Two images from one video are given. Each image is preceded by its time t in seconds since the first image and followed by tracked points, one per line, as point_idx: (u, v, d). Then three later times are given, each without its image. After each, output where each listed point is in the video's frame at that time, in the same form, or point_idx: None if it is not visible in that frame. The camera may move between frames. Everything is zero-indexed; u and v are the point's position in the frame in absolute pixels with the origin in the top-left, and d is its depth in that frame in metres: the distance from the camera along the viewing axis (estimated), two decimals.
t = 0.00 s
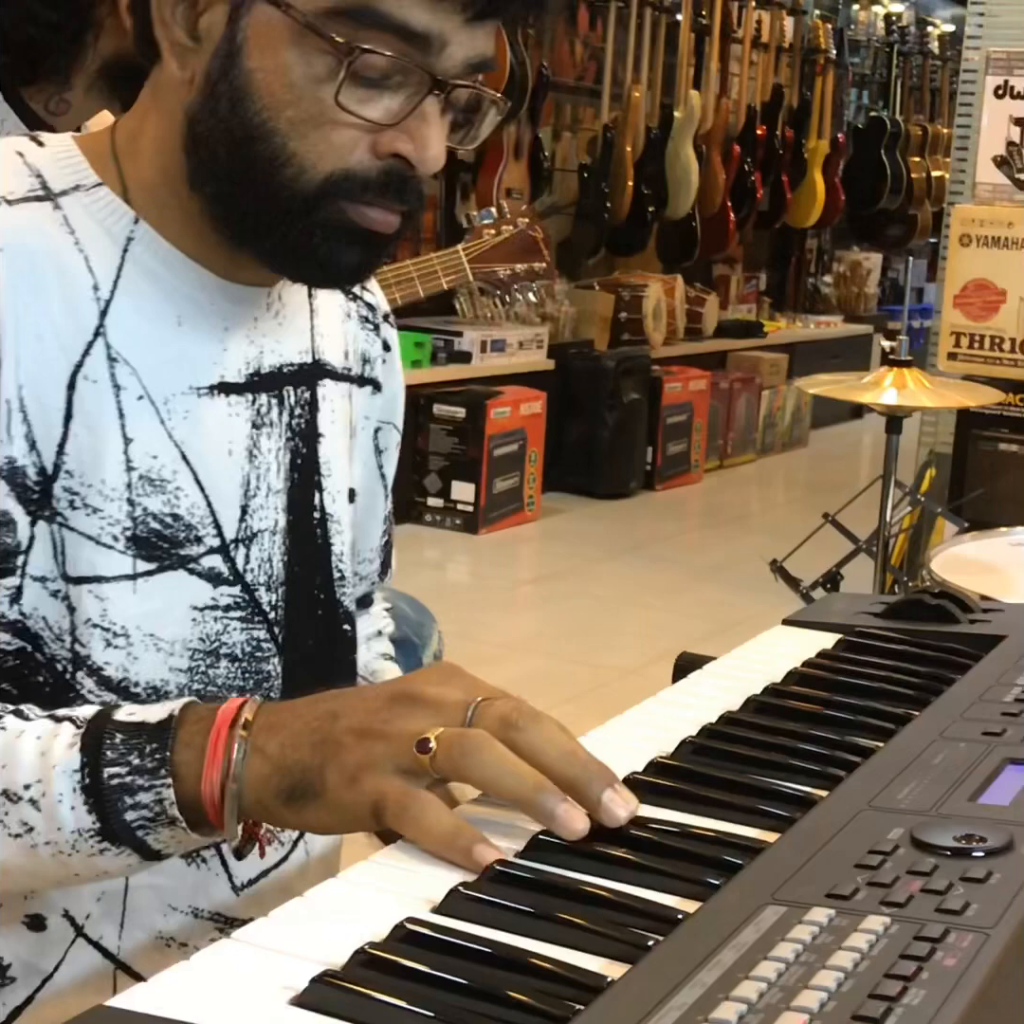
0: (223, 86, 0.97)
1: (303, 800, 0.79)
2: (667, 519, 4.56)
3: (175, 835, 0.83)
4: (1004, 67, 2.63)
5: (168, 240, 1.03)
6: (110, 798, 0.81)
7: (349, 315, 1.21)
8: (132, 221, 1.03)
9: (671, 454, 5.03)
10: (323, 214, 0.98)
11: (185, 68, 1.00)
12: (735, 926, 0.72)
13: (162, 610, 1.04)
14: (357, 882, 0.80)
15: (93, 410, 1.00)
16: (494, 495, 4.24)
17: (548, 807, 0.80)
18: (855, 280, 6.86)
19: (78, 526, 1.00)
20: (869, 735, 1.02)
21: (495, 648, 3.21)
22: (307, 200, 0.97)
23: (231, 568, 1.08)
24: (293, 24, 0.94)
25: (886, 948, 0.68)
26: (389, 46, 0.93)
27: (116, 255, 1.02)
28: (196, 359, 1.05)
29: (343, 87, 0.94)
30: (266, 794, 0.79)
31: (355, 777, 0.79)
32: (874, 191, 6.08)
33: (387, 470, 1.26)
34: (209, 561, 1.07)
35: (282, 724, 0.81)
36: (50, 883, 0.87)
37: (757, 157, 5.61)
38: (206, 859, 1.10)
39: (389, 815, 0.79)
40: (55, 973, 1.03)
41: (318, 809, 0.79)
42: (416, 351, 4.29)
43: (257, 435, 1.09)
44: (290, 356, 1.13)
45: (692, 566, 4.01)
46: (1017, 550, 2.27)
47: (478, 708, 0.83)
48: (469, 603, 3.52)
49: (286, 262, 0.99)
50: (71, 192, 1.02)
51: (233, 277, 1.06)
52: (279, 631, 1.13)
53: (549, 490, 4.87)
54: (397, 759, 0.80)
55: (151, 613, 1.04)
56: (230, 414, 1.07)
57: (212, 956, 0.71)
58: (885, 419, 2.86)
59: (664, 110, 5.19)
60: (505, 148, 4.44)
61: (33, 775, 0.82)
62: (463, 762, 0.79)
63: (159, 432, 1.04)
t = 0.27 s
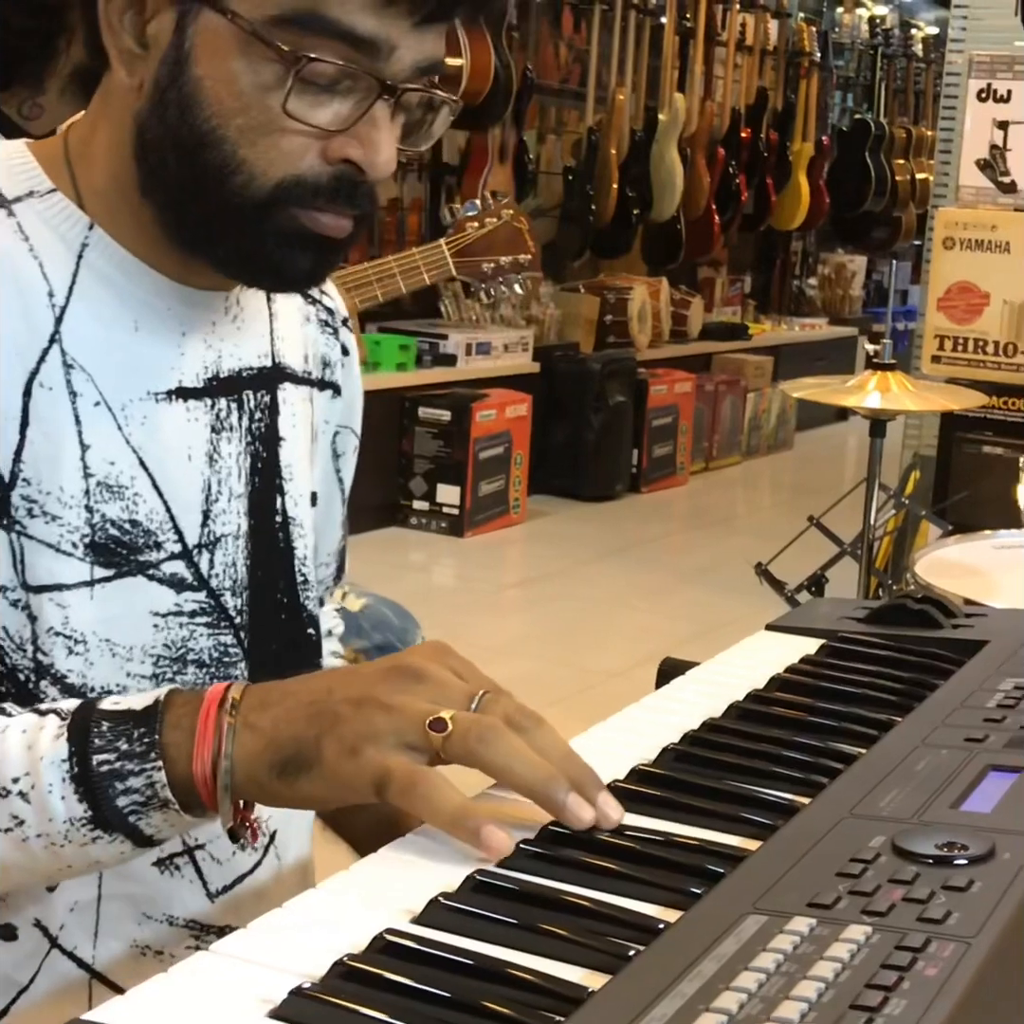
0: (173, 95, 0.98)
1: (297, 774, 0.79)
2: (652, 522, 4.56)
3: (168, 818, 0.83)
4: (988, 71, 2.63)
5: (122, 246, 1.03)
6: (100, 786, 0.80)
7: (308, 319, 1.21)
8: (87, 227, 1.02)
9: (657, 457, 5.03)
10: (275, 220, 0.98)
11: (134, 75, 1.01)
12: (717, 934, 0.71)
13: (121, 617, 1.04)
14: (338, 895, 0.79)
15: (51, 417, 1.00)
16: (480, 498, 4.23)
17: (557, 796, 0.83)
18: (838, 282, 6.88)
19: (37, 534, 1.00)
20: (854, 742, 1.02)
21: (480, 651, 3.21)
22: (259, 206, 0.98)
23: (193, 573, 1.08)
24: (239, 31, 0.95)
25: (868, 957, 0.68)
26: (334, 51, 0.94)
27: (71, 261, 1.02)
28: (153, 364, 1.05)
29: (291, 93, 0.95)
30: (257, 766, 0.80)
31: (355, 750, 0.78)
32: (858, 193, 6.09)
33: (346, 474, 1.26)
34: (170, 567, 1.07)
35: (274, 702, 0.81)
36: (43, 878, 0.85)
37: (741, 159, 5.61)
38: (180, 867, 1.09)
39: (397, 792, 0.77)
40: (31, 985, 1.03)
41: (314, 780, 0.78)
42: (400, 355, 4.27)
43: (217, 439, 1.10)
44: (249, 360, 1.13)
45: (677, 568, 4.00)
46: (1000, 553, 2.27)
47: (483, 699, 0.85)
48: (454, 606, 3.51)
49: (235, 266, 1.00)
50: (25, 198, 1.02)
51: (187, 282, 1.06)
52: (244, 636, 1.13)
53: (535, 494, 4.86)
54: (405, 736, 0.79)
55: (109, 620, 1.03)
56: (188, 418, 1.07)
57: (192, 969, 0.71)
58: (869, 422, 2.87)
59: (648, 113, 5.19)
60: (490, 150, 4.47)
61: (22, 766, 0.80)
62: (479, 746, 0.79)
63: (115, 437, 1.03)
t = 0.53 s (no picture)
0: (174, 110, 0.98)
1: (283, 735, 0.78)
2: (641, 525, 4.56)
3: (174, 783, 0.82)
4: (976, 74, 2.62)
5: (108, 249, 1.03)
6: (102, 757, 0.79)
7: (295, 320, 1.21)
8: (71, 230, 1.01)
9: (645, 460, 5.03)
10: (280, 228, 0.99)
11: (128, 87, 1.00)
12: (708, 943, 0.71)
13: (111, 622, 1.04)
14: (325, 904, 0.79)
15: (40, 423, 1.00)
16: (469, 501, 4.22)
17: (531, 796, 0.81)
18: (827, 286, 6.92)
19: (27, 541, 0.99)
20: (842, 750, 1.02)
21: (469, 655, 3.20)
22: (264, 215, 0.99)
23: (180, 576, 1.08)
24: (244, 42, 0.95)
25: (856, 968, 0.67)
26: (343, 63, 0.95)
27: (56, 265, 1.01)
28: (141, 367, 1.05)
29: (300, 104, 0.95)
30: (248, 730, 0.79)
31: (339, 724, 0.77)
32: (846, 196, 6.10)
33: (341, 473, 1.27)
34: (158, 571, 1.07)
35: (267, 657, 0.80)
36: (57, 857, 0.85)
37: (729, 163, 5.61)
38: (167, 872, 1.09)
39: (379, 771, 0.77)
40: (18, 993, 1.03)
41: (296, 746, 0.78)
42: (388, 359, 4.27)
43: (205, 442, 1.10)
44: (236, 362, 1.13)
45: (666, 571, 4.00)
46: (989, 556, 2.28)
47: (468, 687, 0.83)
48: (443, 609, 3.50)
49: (242, 278, 1.01)
50: (8, 203, 1.01)
51: (171, 283, 1.06)
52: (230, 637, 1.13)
53: (524, 497, 4.86)
54: (386, 713, 0.78)
55: (100, 626, 1.03)
56: (176, 422, 1.07)
57: (177, 982, 0.70)
58: (858, 426, 2.87)
59: (636, 116, 5.19)
60: (478, 154, 4.44)
61: (22, 749, 0.79)
62: (458, 739, 0.78)
63: (104, 441, 1.03)
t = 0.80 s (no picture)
0: (165, 112, 0.98)
1: (265, 817, 0.79)
2: (633, 527, 4.55)
3: (146, 853, 0.83)
4: (966, 75, 2.63)
5: (88, 250, 1.03)
6: (79, 822, 0.81)
7: (273, 311, 1.22)
8: (50, 231, 1.02)
9: (637, 462, 5.02)
10: (272, 227, 1.00)
11: (114, 93, 0.99)
12: (698, 955, 0.70)
13: (105, 625, 1.04)
14: (313, 913, 0.78)
15: (29, 428, 0.99)
16: (461, 503, 4.21)
17: (502, 811, 0.77)
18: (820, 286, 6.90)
19: (17, 546, 0.99)
20: (836, 756, 1.01)
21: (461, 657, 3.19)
22: (255, 215, 1.00)
23: (170, 575, 1.08)
24: (236, 43, 0.95)
25: (851, 980, 0.67)
26: (338, 60, 0.96)
27: (36, 267, 1.01)
28: (124, 367, 1.05)
29: (296, 105, 0.96)
30: (235, 811, 0.80)
31: (318, 794, 0.77)
32: (838, 197, 6.10)
33: (336, 459, 1.27)
34: (149, 571, 1.07)
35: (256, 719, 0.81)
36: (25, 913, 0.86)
37: (721, 164, 5.61)
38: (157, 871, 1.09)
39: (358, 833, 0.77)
40: (8, 994, 1.04)
41: (278, 826, 0.79)
42: (381, 360, 4.26)
43: (190, 438, 1.10)
44: (217, 356, 1.14)
45: (658, 573, 4.00)
46: (983, 559, 2.27)
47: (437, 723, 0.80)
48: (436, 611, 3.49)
49: (229, 274, 1.02)
50: None
51: (153, 281, 1.06)
52: (220, 636, 1.13)
53: (517, 499, 4.85)
54: (357, 778, 0.78)
55: (96, 629, 1.03)
56: (161, 420, 1.07)
57: (165, 994, 0.70)
58: (851, 428, 2.87)
59: (627, 118, 5.18)
60: (470, 156, 4.40)
61: None
62: (422, 781, 0.77)
63: (93, 444, 1.03)
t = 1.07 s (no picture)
0: (133, 98, 1.00)
1: (239, 831, 0.80)
2: (629, 525, 4.54)
3: (86, 872, 0.85)
4: (961, 71, 2.62)
5: (57, 247, 1.04)
6: (23, 832, 0.83)
7: (245, 305, 1.23)
8: (16, 230, 1.03)
9: (632, 459, 5.01)
10: (244, 210, 1.02)
11: (81, 81, 1.01)
12: (693, 958, 0.70)
13: (79, 623, 1.05)
14: (305, 917, 0.77)
15: None
16: (456, 500, 4.21)
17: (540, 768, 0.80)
18: (814, 284, 6.92)
19: None
20: (829, 755, 1.01)
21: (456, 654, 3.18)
22: (228, 197, 1.02)
23: (144, 572, 1.09)
24: (202, 25, 0.98)
25: (847, 982, 0.66)
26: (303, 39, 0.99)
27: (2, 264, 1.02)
28: (92, 364, 1.06)
29: (265, 84, 0.98)
30: (201, 830, 0.81)
31: (303, 801, 0.78)
32: (833, 194, 6.10)
33: (317, 449, 1.28)
34: (123, 568, 1.08)
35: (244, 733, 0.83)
36: None
37: (716, 161, 5.60)
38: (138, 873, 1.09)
39: (351, 832, 0.77)
40: None
41: (259, 835, 0.79)
42: (375, 358, 4.26)
43: (162, 434, 1.11)
44: (189, 351, 1.15)
45: (652, 571, 3.99)
46: (979, 556, 2.27)
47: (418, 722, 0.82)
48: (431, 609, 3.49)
49: (205, 261, 1.04)
50: None
51: (126, 278, 1.08)
52: (198, 633, 1.13)
53: (511, 497, 4.84)
54: (347, 778, 0.78)
55: (70, 627, 1.04)
56: (132, 415, 1.09)
57: (156, 997, 0.69)
58: (845, 426, 2.86)
59: (622, 115, 5.17)
60: (463, 153, 4.41)
61: None
62: (417, 767, 0.77)
63: (62, 441, 1.04)
